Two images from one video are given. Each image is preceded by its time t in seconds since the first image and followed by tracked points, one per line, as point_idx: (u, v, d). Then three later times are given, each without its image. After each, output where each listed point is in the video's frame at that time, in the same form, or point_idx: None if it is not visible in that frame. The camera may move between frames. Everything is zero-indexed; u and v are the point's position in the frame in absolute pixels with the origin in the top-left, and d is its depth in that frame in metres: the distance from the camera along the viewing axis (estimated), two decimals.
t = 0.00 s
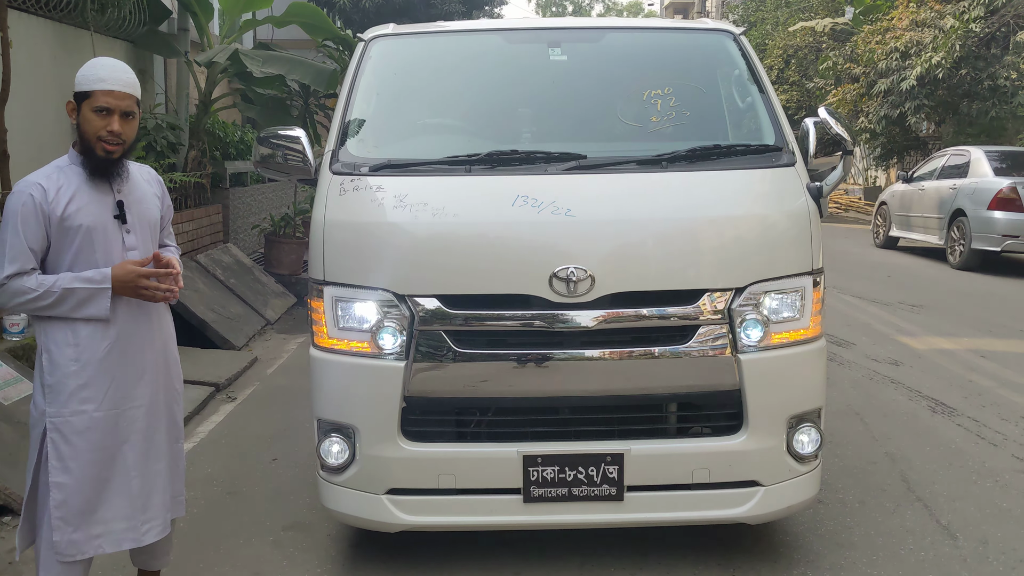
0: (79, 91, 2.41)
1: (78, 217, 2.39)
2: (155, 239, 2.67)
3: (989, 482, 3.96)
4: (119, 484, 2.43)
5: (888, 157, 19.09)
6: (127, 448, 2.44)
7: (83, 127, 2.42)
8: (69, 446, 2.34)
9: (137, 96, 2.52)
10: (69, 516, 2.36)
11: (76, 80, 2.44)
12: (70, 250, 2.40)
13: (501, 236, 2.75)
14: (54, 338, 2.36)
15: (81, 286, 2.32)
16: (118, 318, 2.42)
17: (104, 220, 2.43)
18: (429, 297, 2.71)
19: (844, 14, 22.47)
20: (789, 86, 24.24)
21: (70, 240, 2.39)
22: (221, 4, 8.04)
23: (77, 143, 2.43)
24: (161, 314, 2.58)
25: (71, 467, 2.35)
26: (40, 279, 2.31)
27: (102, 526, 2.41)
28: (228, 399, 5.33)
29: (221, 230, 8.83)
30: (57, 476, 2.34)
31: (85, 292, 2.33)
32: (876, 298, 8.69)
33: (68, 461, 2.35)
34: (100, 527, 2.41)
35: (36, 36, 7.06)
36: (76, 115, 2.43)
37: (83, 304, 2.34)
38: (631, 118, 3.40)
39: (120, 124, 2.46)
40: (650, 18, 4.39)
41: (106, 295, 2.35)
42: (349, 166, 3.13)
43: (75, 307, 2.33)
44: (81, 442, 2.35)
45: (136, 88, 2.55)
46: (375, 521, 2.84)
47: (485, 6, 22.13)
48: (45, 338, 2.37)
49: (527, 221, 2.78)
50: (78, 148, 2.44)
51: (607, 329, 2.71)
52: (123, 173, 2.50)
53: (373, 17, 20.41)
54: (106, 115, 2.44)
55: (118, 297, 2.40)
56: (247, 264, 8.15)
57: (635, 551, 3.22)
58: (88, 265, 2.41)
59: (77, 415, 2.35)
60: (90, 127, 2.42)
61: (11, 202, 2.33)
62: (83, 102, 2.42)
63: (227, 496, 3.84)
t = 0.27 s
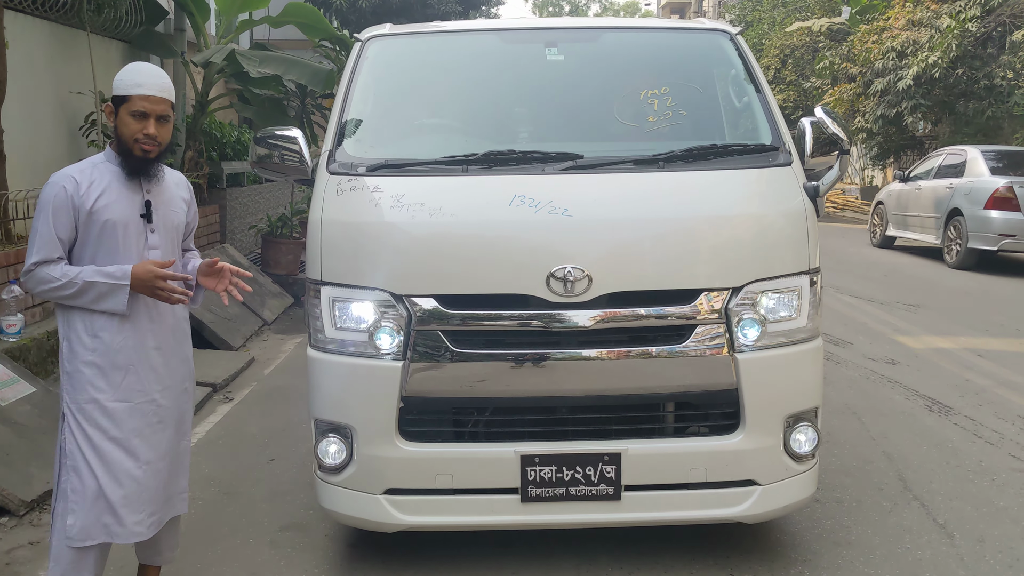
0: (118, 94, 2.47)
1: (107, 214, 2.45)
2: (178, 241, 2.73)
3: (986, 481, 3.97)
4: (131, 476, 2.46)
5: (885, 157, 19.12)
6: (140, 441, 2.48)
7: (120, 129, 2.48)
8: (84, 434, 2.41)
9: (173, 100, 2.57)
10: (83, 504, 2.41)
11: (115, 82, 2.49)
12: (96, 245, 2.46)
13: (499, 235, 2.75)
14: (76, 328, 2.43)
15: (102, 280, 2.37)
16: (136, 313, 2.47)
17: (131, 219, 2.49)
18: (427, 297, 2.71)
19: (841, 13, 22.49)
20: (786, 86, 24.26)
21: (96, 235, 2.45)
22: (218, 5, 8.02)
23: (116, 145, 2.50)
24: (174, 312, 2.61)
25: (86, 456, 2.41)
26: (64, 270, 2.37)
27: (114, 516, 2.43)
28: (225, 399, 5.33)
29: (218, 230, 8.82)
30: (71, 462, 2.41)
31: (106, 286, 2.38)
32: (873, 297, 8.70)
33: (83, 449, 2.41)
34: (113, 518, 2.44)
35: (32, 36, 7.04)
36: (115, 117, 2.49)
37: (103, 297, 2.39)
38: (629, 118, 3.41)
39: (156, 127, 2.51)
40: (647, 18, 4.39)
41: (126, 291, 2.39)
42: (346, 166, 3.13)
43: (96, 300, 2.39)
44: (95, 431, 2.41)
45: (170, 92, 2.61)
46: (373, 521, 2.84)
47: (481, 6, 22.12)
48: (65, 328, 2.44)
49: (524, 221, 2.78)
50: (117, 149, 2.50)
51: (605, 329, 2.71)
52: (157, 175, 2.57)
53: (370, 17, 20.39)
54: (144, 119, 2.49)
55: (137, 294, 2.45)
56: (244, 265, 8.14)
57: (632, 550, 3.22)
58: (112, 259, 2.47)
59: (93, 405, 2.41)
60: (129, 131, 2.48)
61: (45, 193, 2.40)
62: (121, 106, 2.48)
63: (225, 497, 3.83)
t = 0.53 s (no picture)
0: (140, 97, 2.56)
1: (118, 211, 2.54)
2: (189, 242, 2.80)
3: (984, 480, 3.98)
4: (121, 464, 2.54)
5: (883, 156, 19.13)
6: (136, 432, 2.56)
7: (142, 131, 2.58)
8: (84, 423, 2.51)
9: (192, 102, 2.66)
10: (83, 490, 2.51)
11: (137, 85, 2.58)
12: (105, 238, 2.55)
13: (497, 234, 2.75)
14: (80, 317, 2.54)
15: (105, 274, 2.47)
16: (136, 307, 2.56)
17: (142, 216, 2.58)
18: (425, 296, 2.71)
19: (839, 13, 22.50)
20: (784, 86, 24.27)
21: (106, 229, 2.55)
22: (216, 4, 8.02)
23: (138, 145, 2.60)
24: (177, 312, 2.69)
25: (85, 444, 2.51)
26: (71, 260, 2.48)
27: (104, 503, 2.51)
28: (224, 399, 5.32)
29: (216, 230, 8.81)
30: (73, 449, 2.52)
31: (108, 280, 2.47)
32: (871, 296, 8.70)
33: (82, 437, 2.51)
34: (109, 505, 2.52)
35: (29, 36, 7.03)
36: (138, 119, 2.59)
37: (105, 291, 2.48)
38: (627, 117, 3.41)
39: (176, 130, 2.60)
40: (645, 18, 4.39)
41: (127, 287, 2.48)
42: (345, 165, 3.13)
43: (98, 292, 2.49)
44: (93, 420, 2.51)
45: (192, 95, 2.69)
46: (371, 520, 2.84)
47: (479, 5, 22.12)
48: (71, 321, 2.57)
49: (522, 220, 2.78)
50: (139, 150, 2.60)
51: (603, 328, 2.72)
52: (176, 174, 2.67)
53: (368, 17, 20.38)
54: (164, 121, 2.59)
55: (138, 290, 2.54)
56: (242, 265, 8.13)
57: (631, 550, 3.22)
58: (119, 253, 2.56)
59: (92, 394, 2.51)
60: (151, 134, 2.58)
61: (62, 185, 2.51)
62: (144, 107, 2.57)
63: (224, 496, 3.83)
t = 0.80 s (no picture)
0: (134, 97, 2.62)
1: (113, 207, 2.58)
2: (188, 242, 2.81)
3: (983, 479, 3.98)
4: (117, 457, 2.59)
5: (882, 156, 19.14)
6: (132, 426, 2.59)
7: (135, 130, 2.63)
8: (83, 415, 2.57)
9: (186, 103, 2.70)
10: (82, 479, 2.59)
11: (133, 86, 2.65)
12: (103, 235, 2.59)
13: (496, 233, 2.75)
14: (82, 313, 2.59)
15: (103, 268, 2.50)
16: (134, 302, 2.59)
17: (137, 212, 2.62)
18: (424, 295, 2.71)
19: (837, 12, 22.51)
20: (782, 85, 24.29)
21: (104, 226, 2.59)
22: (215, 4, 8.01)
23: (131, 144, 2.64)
24: (178, 309, 2.70)
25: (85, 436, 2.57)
26: (71, 256, 2.52)
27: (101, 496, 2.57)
28: (222, 399, 5.32)
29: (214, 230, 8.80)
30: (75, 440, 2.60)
31: (107, 274, 2.50)
32: (869, 295, 8.71)
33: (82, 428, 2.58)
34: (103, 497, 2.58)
35: (28, 35, 7.03)
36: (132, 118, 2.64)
37: (104, 285, 2.51)
38: (625, 116, 3.40)
39: (168, 129, 2.65)
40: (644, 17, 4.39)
41: (126, 279, 2.51)
42: (344, 165, 3.13)
43: (96, 287, 2.52)
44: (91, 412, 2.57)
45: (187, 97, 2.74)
46: (370, 520, 2.84)
47: (477, 5, 22.14)
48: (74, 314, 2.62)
49: (521, 219, 2.78)
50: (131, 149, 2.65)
51: (602, 327, 2.71)
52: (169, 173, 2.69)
53: (366, 17, 20.38)
54: (156, 120, 2.63)
55: (137, 284, 2.56)
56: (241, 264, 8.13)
57: (630, 549, 3.22)
58: (117, 249, 2.59)
59: (90, 387, 2.56)
60: (143, 132, 2.62)
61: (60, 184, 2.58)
62: (138, 107, 2.63)
63: (222, 496, 3.83)
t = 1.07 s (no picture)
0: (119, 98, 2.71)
1: (95, 206, 2.68)
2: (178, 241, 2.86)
3: (980, 478, 3.98)
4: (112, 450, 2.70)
5: (879, 155, 19.15)
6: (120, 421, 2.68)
7: (121, 130, 2.72)
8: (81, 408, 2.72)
9: (171, 103, 2.78)
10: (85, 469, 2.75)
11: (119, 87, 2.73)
12: (87, 234, 2.69)
13: (493, 233, 2.75)
14: (75, 312, 2.71)
15: (84, 264, 2.59)
16: (116, 299, 2.67)
17: (120, 211, 2.69)
18: (421, 295, 2.71)
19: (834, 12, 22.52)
20: (780, 85, 24.30)
21: (87, 225, 2.69)
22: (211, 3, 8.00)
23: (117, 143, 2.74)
24: (166, 306, 2.75)
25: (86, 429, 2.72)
26: (54, 254, 2.63)
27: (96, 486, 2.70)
28: (220, 399, 5.31)
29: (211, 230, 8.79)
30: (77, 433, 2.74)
31: (87, 270, 2.59)
32: (866, 294, 8.72)
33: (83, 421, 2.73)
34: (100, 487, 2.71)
35: (24, 35, 7.02)
36: (118, 118, 2.73)
37: (86, 281, 2.60)
38: (622, 115, 3.40)
39: (153, 128, 2.72)
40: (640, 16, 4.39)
41: (106, 274, 2.60)
42: (340, 164, 3.13)
43: (79, 284, 2.61)
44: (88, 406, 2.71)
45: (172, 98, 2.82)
46: (367, 519, 2.83)
47: (474, 5, 22.13)
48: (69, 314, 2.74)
49: (518, 219, 2.78)
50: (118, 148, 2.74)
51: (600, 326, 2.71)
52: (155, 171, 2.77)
53: (363, 16, 20.35)
54: (141, 120, 2.71)
55: (118, 279, 2.65)
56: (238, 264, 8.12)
57: (628, 548, 3.22)
58: (100, 247, 2.68)
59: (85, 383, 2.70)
60: (128, 131, 2.70)
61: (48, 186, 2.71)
62: (123, 107, 2.71)
63: (220, 496, 3.82)
